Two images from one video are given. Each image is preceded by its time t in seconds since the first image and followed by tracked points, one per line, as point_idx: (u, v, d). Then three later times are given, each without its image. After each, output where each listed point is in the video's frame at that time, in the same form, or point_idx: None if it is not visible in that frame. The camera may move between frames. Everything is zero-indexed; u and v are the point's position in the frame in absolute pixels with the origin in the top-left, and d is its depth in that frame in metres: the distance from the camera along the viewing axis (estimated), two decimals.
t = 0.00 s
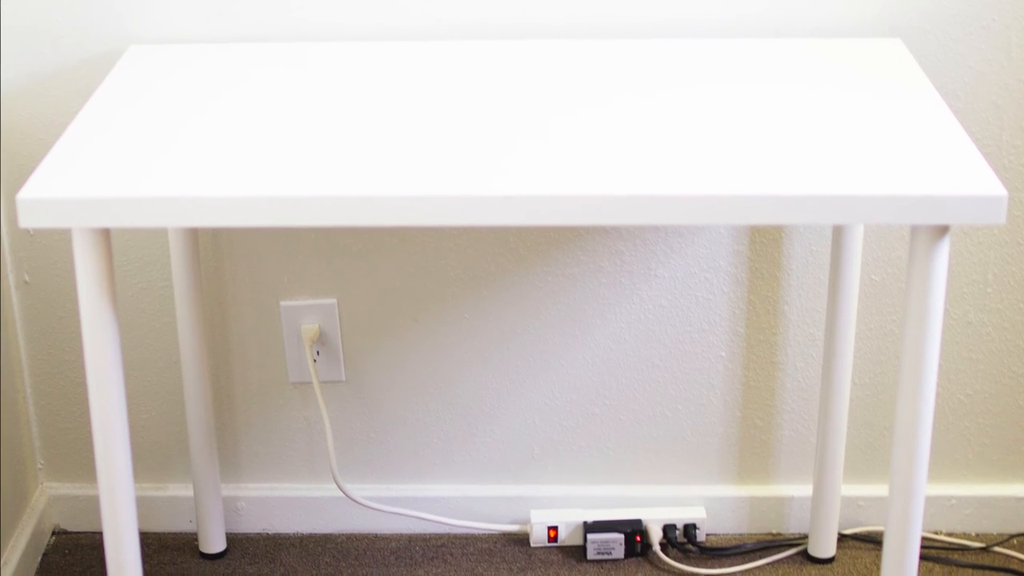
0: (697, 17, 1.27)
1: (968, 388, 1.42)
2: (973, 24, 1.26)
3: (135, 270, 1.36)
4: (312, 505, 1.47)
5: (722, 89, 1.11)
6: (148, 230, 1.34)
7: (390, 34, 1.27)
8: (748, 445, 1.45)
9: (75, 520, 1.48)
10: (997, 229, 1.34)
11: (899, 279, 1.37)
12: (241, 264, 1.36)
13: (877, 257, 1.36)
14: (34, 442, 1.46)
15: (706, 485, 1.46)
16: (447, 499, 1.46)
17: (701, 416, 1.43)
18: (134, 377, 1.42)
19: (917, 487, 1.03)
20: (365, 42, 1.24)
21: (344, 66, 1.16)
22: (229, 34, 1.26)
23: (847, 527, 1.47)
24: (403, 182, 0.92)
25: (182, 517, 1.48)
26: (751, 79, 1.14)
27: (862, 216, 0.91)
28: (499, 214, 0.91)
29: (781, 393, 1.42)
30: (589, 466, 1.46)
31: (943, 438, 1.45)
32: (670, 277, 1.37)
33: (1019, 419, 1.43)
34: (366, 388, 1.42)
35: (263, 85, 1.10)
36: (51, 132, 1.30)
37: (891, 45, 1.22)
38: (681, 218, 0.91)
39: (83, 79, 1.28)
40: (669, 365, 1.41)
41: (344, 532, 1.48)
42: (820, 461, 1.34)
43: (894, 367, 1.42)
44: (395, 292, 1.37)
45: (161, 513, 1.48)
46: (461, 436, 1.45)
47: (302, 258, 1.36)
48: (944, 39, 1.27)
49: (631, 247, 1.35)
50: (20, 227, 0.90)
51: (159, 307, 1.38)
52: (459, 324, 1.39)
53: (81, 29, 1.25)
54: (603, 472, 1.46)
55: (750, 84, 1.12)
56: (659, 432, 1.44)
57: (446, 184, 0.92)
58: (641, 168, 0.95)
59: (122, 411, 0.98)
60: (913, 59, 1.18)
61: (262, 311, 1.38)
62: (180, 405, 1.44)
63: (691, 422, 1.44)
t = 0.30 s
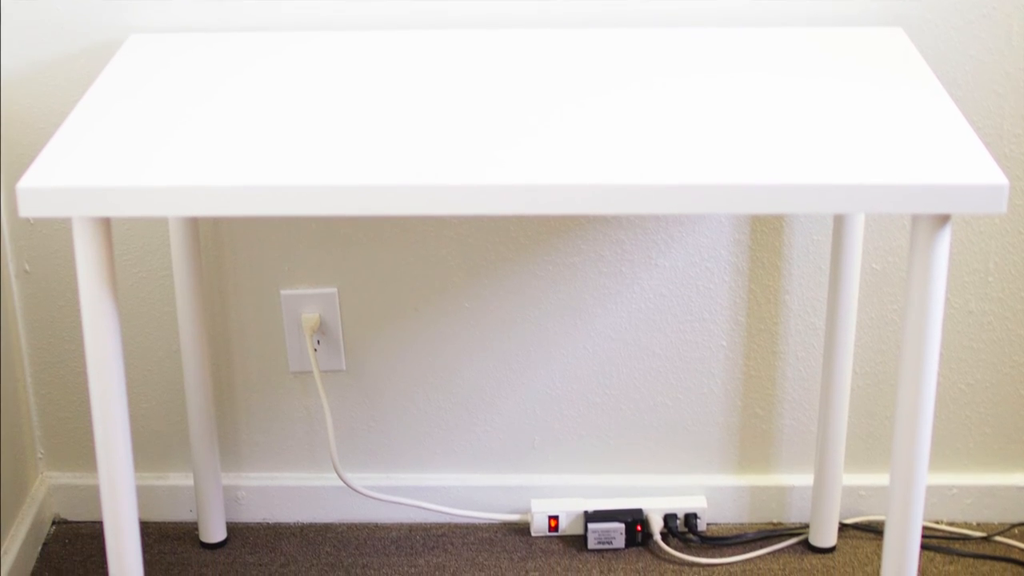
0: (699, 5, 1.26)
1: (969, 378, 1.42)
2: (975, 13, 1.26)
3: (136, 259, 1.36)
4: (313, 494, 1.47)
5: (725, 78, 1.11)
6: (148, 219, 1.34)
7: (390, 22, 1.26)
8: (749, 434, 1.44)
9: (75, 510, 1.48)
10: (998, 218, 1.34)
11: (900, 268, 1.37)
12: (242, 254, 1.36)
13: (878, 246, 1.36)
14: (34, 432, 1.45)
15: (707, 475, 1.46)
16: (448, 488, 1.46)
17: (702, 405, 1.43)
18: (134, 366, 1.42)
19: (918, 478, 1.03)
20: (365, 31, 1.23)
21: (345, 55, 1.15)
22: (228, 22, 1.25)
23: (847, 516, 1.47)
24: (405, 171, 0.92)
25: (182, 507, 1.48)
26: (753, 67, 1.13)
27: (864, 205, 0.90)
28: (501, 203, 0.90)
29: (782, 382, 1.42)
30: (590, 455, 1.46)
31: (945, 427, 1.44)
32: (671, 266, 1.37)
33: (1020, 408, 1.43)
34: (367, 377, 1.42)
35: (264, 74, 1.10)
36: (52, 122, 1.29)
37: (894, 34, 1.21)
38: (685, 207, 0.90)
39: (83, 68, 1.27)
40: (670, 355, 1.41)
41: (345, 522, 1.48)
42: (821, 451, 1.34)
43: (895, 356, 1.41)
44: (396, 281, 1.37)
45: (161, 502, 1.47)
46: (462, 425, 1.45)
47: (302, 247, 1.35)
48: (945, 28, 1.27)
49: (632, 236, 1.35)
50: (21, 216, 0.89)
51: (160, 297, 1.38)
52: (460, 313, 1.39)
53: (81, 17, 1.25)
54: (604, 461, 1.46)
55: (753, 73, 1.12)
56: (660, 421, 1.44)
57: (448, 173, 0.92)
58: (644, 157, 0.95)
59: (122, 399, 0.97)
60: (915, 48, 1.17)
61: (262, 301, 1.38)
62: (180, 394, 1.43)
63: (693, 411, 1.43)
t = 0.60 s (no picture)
0: None
1: (970, 367, 1.42)
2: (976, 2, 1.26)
3: (136, 248, 1.36)
4: (313, 484, 1.46)
5: (728, 66, 1.10)
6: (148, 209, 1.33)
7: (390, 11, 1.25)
8: (750, 424, 1.44)
9: (75, 499, 1.48)
10: (999, 207, 1.34)
11: (901, 257, 1.37)
12: (242, 243, 1.35)
13: (879, 235, 1.36)
14: (34, 421, 1.45)
15: (708, 464, 1.46)
16: (449, 478, 1.46)
17: (703, 394, 1.43)
18: (135, 355, 1.42)
19: (919, 468, 1.02)
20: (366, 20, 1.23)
21: (346, 44, 1.14)
22: (226, 10, 1.25)
23: (848, 506, 1.47)
24: (407, 160, 0.91)
25: (182, 496, 1.48)
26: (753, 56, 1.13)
27: (866, 194, 0.90)
28: (503, 192, 0.90)
29: (782, 371, 1.42)
30: (591, 444, 1.46)
31: (946, 417, 1.44)
32: (672, 255, 1.36)
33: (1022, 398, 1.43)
34: (367, 367, 1.42)
35: (265, 62, 1.09)
36: (52, 112, 1.28)
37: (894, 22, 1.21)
38: (688, 195, 0.90)
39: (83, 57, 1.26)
40: (671, 344, 1.41)
41: (345, 511, 1.48)
42: (822, 440, 1.34)
43: (897, 346, 1.41)
44: (396, 270, 1.37)
45: (161, 491, 1.47)
46: (462, 415, 1.44)
47: (303, 236, 1.35)
48: (947, 17, 1.26)
49: (633, 225, 1.35)
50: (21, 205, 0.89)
51: (160, 286, 1.38)
52: (461, 303, 1.39)
53: (80, 6, 1.24)
54: (605, 451, 1.46)
55: (756, 61, 1.11)
56: (661, 411, 1.44)
57: (450, 162, 0.91)
58: (646, 146, 0.94)
59: (122, 389, 0.97)
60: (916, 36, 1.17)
61: (263, 290, 1.38)
62: (181, 383, 1.43)
63: (694, 401, 1.43)
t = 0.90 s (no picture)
0: None
1: (972, 357, 1.42)
2: None
3: (136, 237, 1.35)
4: (314, 473, 1.46)
5: (731, 55, 1.10)
6: (149, 198, 1.33)
7: None
8: (751, 413, 1.44)
9: (76, 489, 1.48)
10: (1001, 196, 1.34)
11: (902, 247, 1.37)
12: (242, 232, 1.35)
13: (880, 224, 1.36)
14: (34, 411, 1.45)
15: (709, 454, 1.46)
16: (449, 467, 1.46)
17: (704, 384, 1.43)
18: (135, 345, 1.42)
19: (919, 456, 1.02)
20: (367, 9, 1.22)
21: (347, 32, 1.14)
22: None
23: (849, 495, 1.47)
24: (408, 149, 0.91)
25: (182, 486, 1.47)
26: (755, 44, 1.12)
27: (867, 182, 0.89)
28: (505, 181, 0.89)
29: (783, 361, 1.42)
30: (591, 434, 1.46)
31: (947, 406, 1.44)
32: (672, 245, 1.36)
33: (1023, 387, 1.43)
34: (368, 356, 1.41)
35: (266, 51, 1.08)
36: (52, 101, 1.28)
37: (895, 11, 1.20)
38: (691, 185, 0.90)
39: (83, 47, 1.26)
40: (671, 333, 1.40)
41: (346, 500, 1.48)
42: (823, 429, 1.34)
43: (898, 335, 1.41)
44: (396, 259, 1.37)
45: (161, 481, 1.47)
46: (463, 404, 1.44)
47: (303, 225, 1.35)
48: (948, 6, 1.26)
49: (634, 214, 1.35)
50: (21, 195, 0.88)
51: (161, 275, 1.38)
52: (462, 292, 1.38)
53: None
54: (606, 440, 1.46)
55: (759, 50, 1.11)
56: (661, 400, 1.44)
57: (451, 151, 0.91)
58: (649, 135, 0.94)
59: (122, 378, 0.96)
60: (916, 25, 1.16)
61: (263, 280, 1.38)
62: (181, 373, 1.43)
63: (694, 390, 1.43)
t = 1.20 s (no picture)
0: None
1: (973, 346, 1.42)
2: None
3: (137, 227, 1.36)
4: (314, 462, 1.46)
5: (734, 44, 1.09)
6: (149, 187, 1.33)
7: None
8: (752, 403, 1.44)
9: (76, 478, 1.48)
10: (1002, 185, 1.34)
11: (903, 236, 1.37)
12: (243, 222, 1.35)
13: (880, 214, 1.36)
14: (34, 400, 1.45)
15: (710, 443, 1.46)
16: (450, 457, 1.46)
17: (704, 373, 1.43)
18: (135, 334, 1.42)
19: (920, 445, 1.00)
20: None
21: (349, 20, 1.13)
22: None
23: (850, 485, 1.47)
24: (409, 138, 0.90)
25: (182, 475, 1.47)
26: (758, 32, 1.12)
27: (869, 171, 0.89)
28: (508, 170, 0.89)
29: (785, 351, 1.42)
30: (592, 423, 1.45)
31: (948, 395, 1.44)
32: (673, 234, 1.36)
33: None
34: (368, 345, 1.41)
35: (268, 39, 1.08)
36: (52, 90, 1.29)
37: None
38: (694, 173, 0.89)
39: (83, 36, 1.26)
40: (672, 322, 1.40)
41: (346, 490, 1.47)
42: (824, 419, 1.34)
43: (899, 325, 1.41)
44: (397, 247, 1.37)
45: (162, 470, 1.47)
46: (464, 393, 1.44)
47: (304, 215, 1.35)
48: None
49: (635, 203, 1.35)
50: (21, 184, 0.88)
51: (161, 264, 1.37)
52: (463, 281, 1.38)
53: None
54: (607, 429, 1.46)
55: (762, 39, 1.11)
56: (662, 390, 1.44)
57: (452, 141, 0.90)
58: (651, 124, 0.93)
59: (122, 367, 0.96)
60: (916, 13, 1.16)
61: (263, 269, 1.37)
62: (181, 362, 1.43)
63: (695, 380, 1.43)
